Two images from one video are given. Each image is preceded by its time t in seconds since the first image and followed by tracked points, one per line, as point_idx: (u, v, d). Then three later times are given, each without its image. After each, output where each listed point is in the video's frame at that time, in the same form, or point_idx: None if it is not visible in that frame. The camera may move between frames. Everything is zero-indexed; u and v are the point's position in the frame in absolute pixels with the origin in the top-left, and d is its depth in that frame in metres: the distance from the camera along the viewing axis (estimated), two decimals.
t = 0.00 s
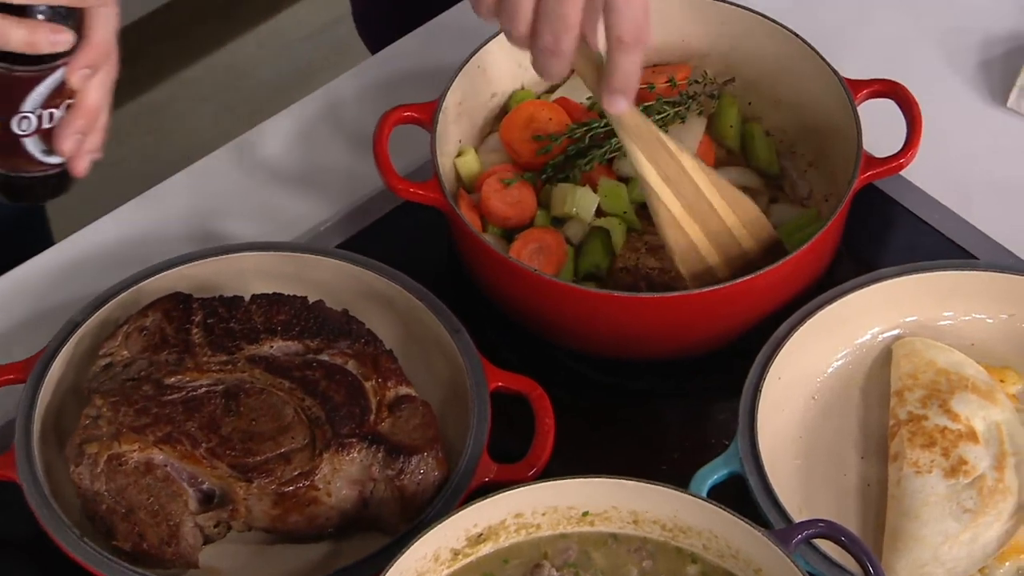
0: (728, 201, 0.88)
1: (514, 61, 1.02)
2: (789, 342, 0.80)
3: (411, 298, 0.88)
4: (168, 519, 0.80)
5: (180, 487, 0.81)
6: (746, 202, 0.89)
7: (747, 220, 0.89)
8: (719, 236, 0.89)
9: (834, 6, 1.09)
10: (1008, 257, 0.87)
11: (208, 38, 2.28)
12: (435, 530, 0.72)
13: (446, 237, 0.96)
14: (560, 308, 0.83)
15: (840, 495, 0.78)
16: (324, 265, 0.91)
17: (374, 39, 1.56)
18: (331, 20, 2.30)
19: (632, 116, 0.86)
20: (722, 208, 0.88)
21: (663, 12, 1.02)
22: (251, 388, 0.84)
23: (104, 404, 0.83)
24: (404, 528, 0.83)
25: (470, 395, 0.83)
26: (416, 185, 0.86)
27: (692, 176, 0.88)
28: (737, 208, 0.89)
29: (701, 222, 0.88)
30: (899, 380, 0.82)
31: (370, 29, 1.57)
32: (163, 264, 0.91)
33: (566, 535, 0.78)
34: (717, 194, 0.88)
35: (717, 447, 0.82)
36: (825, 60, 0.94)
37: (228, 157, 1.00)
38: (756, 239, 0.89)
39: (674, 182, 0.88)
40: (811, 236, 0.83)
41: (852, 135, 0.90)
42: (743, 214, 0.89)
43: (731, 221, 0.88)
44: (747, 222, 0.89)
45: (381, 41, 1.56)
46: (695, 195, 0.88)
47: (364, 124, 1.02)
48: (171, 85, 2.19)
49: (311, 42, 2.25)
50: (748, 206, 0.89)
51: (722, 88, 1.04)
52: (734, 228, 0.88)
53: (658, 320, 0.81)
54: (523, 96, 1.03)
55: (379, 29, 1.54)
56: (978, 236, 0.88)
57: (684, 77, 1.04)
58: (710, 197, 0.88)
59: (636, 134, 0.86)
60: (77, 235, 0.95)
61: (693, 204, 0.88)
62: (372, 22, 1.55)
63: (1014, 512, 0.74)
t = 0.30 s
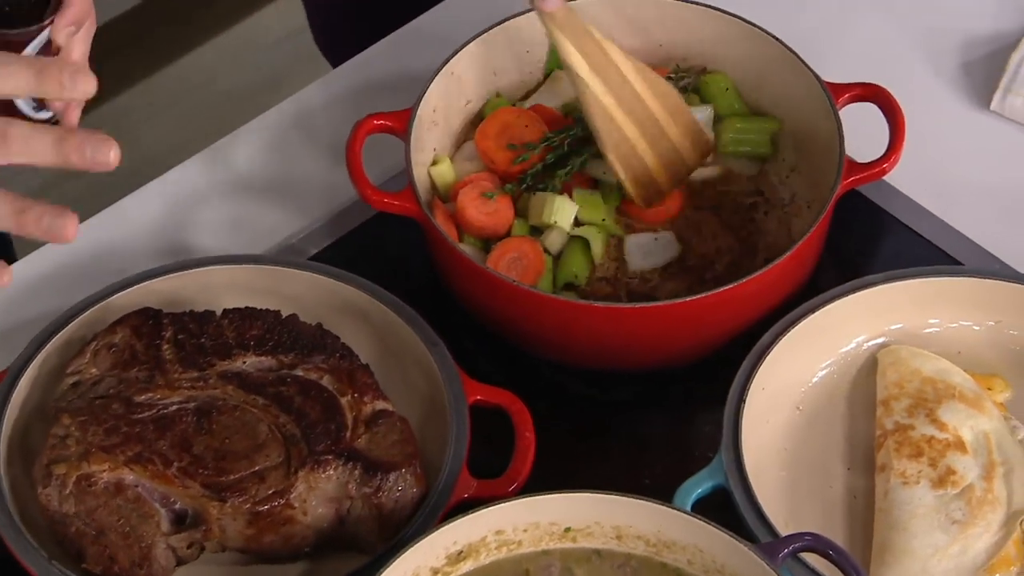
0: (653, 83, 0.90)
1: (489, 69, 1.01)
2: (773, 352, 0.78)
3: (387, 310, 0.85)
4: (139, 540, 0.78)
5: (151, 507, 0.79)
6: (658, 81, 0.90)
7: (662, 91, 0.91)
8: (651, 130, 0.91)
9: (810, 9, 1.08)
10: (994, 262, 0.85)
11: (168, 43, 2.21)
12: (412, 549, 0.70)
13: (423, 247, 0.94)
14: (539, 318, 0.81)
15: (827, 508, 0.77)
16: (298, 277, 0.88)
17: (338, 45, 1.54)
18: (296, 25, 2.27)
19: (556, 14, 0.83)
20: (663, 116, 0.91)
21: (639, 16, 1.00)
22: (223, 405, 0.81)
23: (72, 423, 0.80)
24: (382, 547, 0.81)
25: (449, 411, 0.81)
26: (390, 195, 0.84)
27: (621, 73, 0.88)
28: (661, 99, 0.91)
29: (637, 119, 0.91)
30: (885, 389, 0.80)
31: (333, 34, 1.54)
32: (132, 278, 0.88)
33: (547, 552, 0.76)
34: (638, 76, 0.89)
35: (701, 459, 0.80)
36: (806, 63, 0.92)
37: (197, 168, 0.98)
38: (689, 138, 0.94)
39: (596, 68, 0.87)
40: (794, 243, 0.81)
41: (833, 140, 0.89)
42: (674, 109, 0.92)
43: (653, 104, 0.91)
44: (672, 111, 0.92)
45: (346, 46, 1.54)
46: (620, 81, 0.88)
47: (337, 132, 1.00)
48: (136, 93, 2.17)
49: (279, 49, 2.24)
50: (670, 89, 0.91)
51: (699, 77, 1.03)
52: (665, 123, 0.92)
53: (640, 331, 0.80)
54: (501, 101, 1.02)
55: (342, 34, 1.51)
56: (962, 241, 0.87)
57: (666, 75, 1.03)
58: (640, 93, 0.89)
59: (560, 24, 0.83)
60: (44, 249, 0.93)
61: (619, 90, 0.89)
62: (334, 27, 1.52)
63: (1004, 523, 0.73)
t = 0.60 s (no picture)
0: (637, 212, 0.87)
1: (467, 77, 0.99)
2: (759, 364, 0.77)
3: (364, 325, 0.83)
4: (112, 564, 0.74)
5: (124, 530, 0.75)
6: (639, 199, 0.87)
7: (661, 229, 0.87)
8: (626, 240, 0.87)
9: (791, 13, 1.07)
10: (982, 270, 0.84)
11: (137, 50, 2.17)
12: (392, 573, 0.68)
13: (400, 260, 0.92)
14: (521, 332, 0.79)
15: (817, 522, 0.75)
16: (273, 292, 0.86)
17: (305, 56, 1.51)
18: (265, 34, 2.25)
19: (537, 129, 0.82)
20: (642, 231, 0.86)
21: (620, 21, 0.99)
22: (198, 424, 0.78)
23: (41, 444, 0.77)
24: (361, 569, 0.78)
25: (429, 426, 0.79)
26: (367, 207, 0.83)
27: (609, 202, 0.86)
28: (655, 232, 0.87)
29: (599, 216, 0.86)
30: (874, 401, 0.79)
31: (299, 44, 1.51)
32: (102, 294, 0.86)
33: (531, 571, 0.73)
34: (616, 192, 0.86)
35: (687, 474, 0.79)
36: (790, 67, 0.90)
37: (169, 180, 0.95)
38: (660, 240, 0.87)
39: (577, 181, 0.85)
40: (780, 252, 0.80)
41: (818, 145, 0.87)
42: (661, 233, 0.87)
43: (635, 226, 0.86)
44: (653, 229, 0.87)
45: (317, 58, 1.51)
46: (600, 197, 0.86)
47: (313, 142, 0.98)
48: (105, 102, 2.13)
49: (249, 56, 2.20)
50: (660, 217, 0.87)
51: (681, 85, 1.01)
52: (642, 238, 0.87)
53: (623, 343, 0.78)
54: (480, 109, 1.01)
55: (309, 44, 1.49)
56: (952, 248, 0.85)
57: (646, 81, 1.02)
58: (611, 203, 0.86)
59: (540, 141, 0.82)
60: (10, 264, 0.90)
61: (604, 213, 0.86)
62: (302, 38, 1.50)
63: (998, 536, 0.71)
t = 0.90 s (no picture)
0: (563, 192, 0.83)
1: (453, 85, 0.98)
2: (755, 377, 0.75)
3: (351, 340, 0.81)
4: None
5: (105, 553, 0.71)
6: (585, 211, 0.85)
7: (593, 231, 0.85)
8: (563, 246, 0.84)
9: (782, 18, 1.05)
10: (980, 279, 0.82)
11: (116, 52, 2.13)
12: None
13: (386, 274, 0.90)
14: (511, 346, 0.77)
15: (815, 538, 0.73)
16: (257, 307, 0.84)
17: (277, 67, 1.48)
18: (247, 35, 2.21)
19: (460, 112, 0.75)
20: (575, 233, 0.84)
21: (609, 27, 0.97)
22: (180, 443, 0.75)
23: (18, 466, 0.73)
24: None
25: (417, 443, 0.76)
26: (351, 219, 0.81)
27: (540, 195, 0.82)
28: (588, 236, 0.85)
29: (527, 206, 0.82)
30: (871, 414, 0.77)
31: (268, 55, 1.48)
32: (81, 310, 0.83)
33: None
34: (547, 186, 0.82)
35: (681, 489, 0.77)
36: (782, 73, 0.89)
37: (148, 195, 0.93)
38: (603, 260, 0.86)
39: (511, 177, 0.81)
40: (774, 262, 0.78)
41: (813, 153, 0.85)
42: (596, 241, 0.85)
43: (560, 215, 0.83)
44: (586, 228, 0.85)
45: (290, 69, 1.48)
46: (533, 187, 0.82)
47: (294, 154, 0.96)
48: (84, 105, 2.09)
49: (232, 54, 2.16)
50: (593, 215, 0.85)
51: (674, 97, 1.00)
52: (574, 239, 0.84)
53: (615, 357, 0.76)
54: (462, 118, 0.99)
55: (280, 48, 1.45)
56: (948, 257, 0.84)
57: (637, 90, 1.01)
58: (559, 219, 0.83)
59: (469, 126, 0.77)
60: None
61: (531, 205, 0.82)
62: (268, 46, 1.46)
63: (999, 551, 0.70)
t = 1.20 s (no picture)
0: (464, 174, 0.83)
1: (441, 91, 0.96)
2: (751, 389, 0.73)
3: (339, 353, 0.80)
4: None
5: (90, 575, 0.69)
6: (478, 179, 0.84)
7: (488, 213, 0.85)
8: (466, 238, 0.86)
9: (777, 22, 1.04)
10: (980, 287, 0.81)
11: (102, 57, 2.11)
12: None
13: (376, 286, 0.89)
14: (503, 358, 0.76)
15: (814, 553, 0.72)
16: (241, 320, 0.82)
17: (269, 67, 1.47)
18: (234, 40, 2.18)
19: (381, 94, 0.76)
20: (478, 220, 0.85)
21: (601, 33, 0.95)
22: (166, 460, 0.73)
23: None
24: None
25: (407, 457, 0.75)
26: (338, 231, 0.80)
27: (446, 181, 0.83)
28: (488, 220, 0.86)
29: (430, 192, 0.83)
30: (870, 425, 0.75)
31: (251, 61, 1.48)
32: (62, 325, 0.81)
33: None
34: (455, 171, 0.83)
35: (677, 504, 0.75)
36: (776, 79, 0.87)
37: (130, 208, 0.91)
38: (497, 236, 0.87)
39: (416, 161, 0.81)
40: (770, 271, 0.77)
41: (809, 160, 0.84)
42: (497, 228, 0.86)
43: (459, 199, 0.84)
44: (492, 218, 0.86)
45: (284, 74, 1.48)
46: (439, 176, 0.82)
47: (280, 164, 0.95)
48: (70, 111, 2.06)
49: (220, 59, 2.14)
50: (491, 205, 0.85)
51: (684, 96, 0.97)
52: (479, 233, 0.86)
53: (609, 369, 0.75)
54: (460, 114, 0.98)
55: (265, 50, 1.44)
56: (947, 264, 0.83)
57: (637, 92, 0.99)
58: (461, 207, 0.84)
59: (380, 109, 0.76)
60: None
61: (433, 186, 0.83)
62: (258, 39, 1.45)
63: (1002, 565, 0.68)
